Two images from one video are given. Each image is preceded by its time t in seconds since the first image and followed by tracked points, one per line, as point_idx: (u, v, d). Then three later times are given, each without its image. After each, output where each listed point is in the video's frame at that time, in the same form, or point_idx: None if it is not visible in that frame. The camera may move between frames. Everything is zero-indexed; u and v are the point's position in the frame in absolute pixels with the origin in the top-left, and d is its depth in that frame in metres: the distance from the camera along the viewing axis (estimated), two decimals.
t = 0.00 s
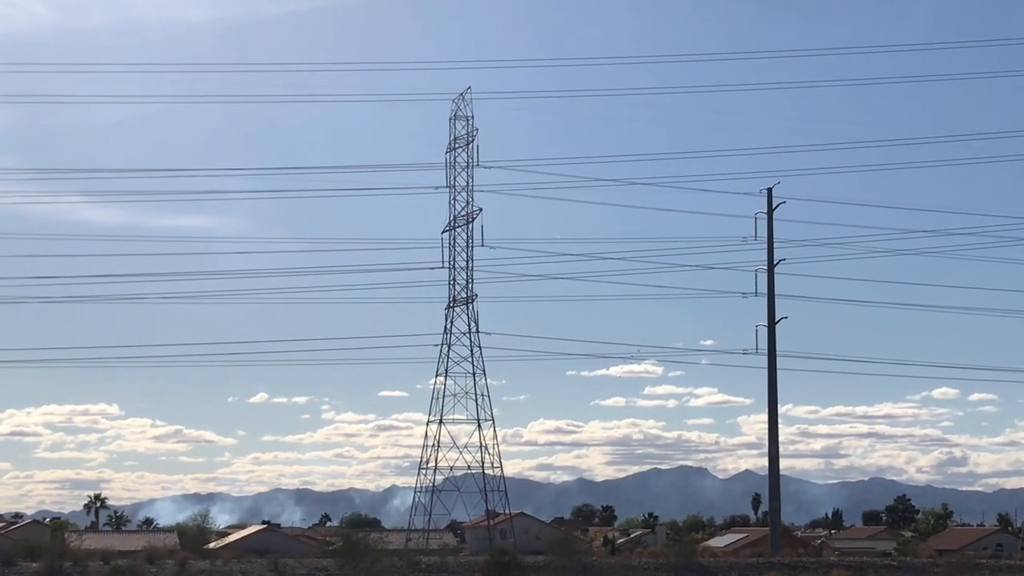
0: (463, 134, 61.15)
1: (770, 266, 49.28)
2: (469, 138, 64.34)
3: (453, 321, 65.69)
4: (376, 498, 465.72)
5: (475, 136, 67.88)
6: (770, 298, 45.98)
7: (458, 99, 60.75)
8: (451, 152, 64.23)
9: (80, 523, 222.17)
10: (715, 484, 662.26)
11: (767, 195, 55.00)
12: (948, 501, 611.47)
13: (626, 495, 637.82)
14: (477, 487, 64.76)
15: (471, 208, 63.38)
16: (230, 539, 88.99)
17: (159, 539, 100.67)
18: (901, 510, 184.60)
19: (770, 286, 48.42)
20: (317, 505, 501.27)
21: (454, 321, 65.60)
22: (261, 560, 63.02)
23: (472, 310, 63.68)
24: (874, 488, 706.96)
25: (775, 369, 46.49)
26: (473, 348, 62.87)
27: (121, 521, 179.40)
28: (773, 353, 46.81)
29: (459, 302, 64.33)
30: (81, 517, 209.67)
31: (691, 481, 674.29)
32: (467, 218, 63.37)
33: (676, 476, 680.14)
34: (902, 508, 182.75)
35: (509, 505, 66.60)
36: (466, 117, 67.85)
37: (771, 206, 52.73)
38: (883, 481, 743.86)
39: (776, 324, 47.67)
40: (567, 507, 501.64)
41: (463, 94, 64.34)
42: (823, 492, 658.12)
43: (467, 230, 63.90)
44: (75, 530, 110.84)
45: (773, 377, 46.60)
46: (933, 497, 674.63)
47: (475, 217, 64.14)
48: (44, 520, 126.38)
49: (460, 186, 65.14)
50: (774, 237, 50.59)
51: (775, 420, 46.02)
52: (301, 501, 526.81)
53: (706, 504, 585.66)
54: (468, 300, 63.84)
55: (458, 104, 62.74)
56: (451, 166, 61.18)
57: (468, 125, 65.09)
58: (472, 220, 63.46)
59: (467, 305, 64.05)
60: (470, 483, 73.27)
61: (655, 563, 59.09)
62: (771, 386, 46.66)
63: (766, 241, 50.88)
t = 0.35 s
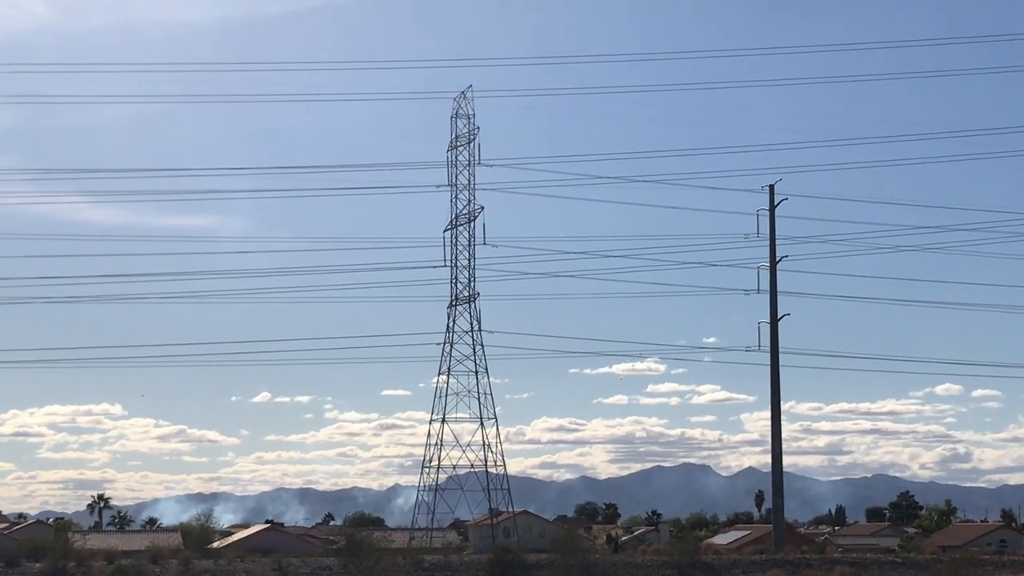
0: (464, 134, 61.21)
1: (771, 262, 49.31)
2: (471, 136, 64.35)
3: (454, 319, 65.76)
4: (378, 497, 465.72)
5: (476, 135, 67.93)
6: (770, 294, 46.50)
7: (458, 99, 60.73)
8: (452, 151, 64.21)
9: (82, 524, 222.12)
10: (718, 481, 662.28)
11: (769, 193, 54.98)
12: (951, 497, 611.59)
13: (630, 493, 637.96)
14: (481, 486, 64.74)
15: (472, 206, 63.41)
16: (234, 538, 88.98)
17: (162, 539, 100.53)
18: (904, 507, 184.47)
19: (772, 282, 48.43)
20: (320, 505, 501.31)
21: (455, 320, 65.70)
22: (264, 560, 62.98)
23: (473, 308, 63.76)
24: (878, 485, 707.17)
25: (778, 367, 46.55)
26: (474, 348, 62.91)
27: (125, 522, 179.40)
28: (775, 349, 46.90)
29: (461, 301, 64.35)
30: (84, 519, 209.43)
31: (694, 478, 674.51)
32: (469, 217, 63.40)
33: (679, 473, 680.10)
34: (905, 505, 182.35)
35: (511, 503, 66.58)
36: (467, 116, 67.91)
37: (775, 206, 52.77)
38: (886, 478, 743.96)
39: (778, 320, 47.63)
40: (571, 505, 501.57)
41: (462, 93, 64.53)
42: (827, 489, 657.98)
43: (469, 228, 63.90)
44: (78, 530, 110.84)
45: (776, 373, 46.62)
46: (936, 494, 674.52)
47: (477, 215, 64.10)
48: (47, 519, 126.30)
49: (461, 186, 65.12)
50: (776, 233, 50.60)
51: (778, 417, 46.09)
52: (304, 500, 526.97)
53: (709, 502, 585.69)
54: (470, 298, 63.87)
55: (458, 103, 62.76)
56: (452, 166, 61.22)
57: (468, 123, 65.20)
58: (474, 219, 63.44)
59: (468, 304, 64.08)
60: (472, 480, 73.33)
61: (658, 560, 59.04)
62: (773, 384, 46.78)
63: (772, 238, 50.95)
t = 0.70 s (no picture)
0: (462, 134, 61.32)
1: (771, 262, 49.39)
2: (469, 137, 64.49)
3: (453, 319, 65.88)
4: (378, 497, 465.26)
5: (474, 135, 68.01)
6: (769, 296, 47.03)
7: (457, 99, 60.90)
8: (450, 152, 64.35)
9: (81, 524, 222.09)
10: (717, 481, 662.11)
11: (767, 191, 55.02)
12: (950, 495, 612.25)
13: (629, 492, 637.59)
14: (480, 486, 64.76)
15: (471, 206, 63.48)
16: (234, 537, 88.93)
17: (161, 539, 100.47)
18: (904, 505, 184.31)
19: (770, 281, 48.45)
20: (319, 505, 501.44)
21: (454, 320, 65.82)
22: (262, 559, 63.05)
23: (472, 309, 63.88)
24: (877, 483, 706.96)
25: (776, 366, 46.58)
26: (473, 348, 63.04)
27: (124, 521, 179.44)
28: (774, 349, 47.04)
29: (459, 300, 64.42)
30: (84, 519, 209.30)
31: (694, 477, 674.31)
32: (468, 216, 63.46)
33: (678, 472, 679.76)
34: (904, 505, 182.04)
35: (510, 501, 66.57)
36: (464, 116, 68.03)
37: (772, 204, 52.85)
38: (885, 477, 743.42)
39: (776, 320, 47.70)
40: (570, 504, 501.11)
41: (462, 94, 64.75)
42: (826, 488, 657.57)
43: (468, 229, 64.02)
44: (77, 530, 110.78)
45: (775, 372, 46.62)
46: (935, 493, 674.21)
47: (476, 215, 64.21)
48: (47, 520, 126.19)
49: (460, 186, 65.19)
50: (774, 232, 50.63)
51: (776, 419, 46.19)
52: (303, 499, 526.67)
53: (709, 501, 585.35)
54: (469, 298, 63.93)
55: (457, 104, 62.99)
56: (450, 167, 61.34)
57: (468, 124, 65.32)
58: (472, 219, 63.55)
59: (467, 304, 64.16)
60: (471, 480, 73.33)
61: (657, 560, 58.99)
62: (772, 384, 46.83)
63: (770, 237, 51.03)
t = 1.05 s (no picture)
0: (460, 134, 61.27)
1: (771, 264, 49.36)
2: (466, 139, 64.55)
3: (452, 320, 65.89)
4: (376, 498, 465.49)
5: (473, 137, 67.96)
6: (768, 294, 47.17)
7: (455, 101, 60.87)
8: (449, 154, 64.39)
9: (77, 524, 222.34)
10: (715, 483, 662.18)
11: (766, 193, 55.05)
12: (948, 497, 613.10)
13: (627, 494, 637.82)
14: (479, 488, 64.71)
15: (469, 207, 63.47)
16: (232, 539, 89.08)
17: (159, 542, 100.56)
18: (901, 507, 184.38)
19: (768, 283, 48.46)
20: (318, 506, 502.64)
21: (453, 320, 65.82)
22: (261, 561, 63.29)
23: (470, 310, 63.88)
24: (875, 485, 707.22)
25: (774, 368, 46.56)
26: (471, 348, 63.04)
27: (122, 523, 179.49)
28: (772, 351, 47.02)
29: (458, 302, 64.40)
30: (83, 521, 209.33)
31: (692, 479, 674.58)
32: (466, 218, 63.41)
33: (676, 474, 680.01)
34: (903, 507, 182.07)
35: (509, 503, 66.49)
36: (463, 118, 68.02)
37: (770, 207, 52.89)
38: (883, 479, 743.64)
39: (775, 322, 47.68)
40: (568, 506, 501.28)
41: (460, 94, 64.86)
42: (824, 490, 657.71)
43: (466, 230, 63.95)
44: (76, 532, 110.88)
45: (773, 374, 46.62)
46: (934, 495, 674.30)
47: (474, 217, 64.18)
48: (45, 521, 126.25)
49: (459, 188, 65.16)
50: (771, 233, 50.62)
51: (774, 424, 46.13)
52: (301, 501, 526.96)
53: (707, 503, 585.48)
54: (468, 299, 63.86)
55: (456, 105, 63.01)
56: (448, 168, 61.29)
57: (467, 125, 65.34)
58: (471, 221, 63.51)
59: (466, 305, 64.15)
60: (468, 482, 73.32)
61: (656, 562, 59.09)
62: (770, 387, 46.79)
63: (768, 240, 51.09)
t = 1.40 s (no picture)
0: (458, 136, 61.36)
1: (770, 265, 49.74)
2: (466, 142, 64.85)
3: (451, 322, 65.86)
4: (378, 500, 465.85)
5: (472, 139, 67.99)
6: (768, 294, 47.59)
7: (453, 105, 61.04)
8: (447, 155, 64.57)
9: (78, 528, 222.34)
10: (716, 483, 662.74)
11: (764, 192, 55.16)
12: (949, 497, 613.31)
13: (629, 495, 638.26)
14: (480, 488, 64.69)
15: (469, 209, 63.52)
16: (232, 541, 89.07)
17: (159, 543, 100.68)
18: (902, 508, 184.57)
19: (768, 283, 48.49)
20: (320, 509, 502.89)
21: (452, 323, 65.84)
22: (261, 563, 63.36)
23: (470, 312, 64.00)
24: (876, 485, 707.90)
25: (773, 367, 46.61)
26: (470, 350, 63.02)
27: (123, 525, 179.50)
28: (771, 348, 47.21)
29: (457, 304, 64.40)
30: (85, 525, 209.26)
31: (693, 480, 675.11)
32: (465, 220, 63.42)
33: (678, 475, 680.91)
34: (902, 508, 182.07)
35: (509, 504, 66.43)
36: (462, 121, 68.04)
37: (768, 207, 53.00)
38: (884, 479, 744.29)
39: (774, 321, 47.71)
40: (568, 507, 501.76)
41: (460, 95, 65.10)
42: (825, 491, 658.32)
43: (465, 233, 64.02)
44: (76, 536, 111.11)
45: (772, 373, 46.66)
46: (934, 495, 674.61)
47: (474, 219, 64.22)
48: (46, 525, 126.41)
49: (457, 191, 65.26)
50: (771, 234, 50.62)
51: (773, 419, 46.30)
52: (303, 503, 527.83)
53: (708, 504, 585.95)
54: (467, 301, 63.92)
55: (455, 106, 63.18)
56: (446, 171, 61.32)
57: (467, 128, 65.51)
58: (470, 223, 63.52)
59: (465, 307, 64.17)
60: (468, 484, 73.35)
61: (656, 563, 59.10)
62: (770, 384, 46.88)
63: (765, 241, 51.23)
